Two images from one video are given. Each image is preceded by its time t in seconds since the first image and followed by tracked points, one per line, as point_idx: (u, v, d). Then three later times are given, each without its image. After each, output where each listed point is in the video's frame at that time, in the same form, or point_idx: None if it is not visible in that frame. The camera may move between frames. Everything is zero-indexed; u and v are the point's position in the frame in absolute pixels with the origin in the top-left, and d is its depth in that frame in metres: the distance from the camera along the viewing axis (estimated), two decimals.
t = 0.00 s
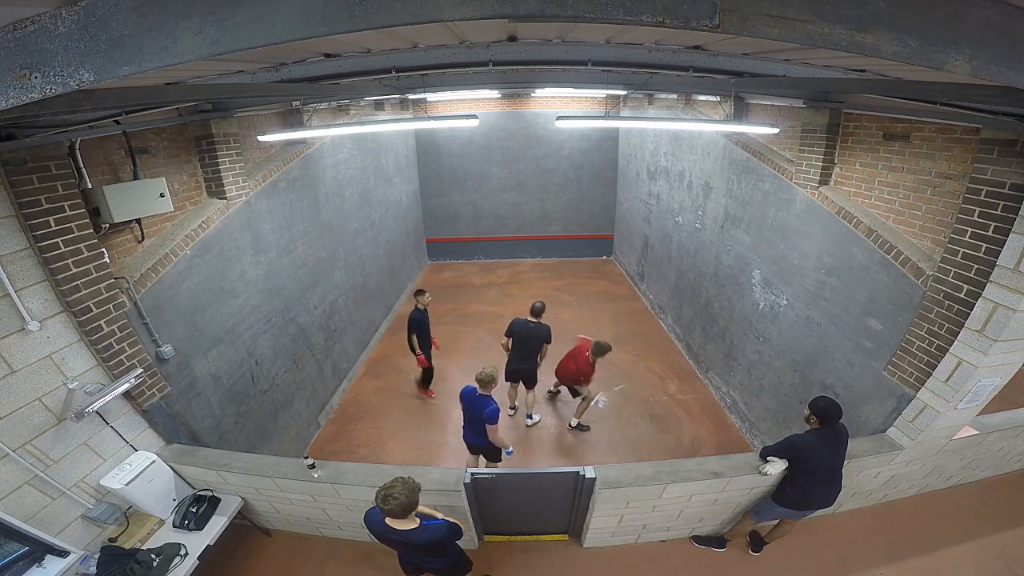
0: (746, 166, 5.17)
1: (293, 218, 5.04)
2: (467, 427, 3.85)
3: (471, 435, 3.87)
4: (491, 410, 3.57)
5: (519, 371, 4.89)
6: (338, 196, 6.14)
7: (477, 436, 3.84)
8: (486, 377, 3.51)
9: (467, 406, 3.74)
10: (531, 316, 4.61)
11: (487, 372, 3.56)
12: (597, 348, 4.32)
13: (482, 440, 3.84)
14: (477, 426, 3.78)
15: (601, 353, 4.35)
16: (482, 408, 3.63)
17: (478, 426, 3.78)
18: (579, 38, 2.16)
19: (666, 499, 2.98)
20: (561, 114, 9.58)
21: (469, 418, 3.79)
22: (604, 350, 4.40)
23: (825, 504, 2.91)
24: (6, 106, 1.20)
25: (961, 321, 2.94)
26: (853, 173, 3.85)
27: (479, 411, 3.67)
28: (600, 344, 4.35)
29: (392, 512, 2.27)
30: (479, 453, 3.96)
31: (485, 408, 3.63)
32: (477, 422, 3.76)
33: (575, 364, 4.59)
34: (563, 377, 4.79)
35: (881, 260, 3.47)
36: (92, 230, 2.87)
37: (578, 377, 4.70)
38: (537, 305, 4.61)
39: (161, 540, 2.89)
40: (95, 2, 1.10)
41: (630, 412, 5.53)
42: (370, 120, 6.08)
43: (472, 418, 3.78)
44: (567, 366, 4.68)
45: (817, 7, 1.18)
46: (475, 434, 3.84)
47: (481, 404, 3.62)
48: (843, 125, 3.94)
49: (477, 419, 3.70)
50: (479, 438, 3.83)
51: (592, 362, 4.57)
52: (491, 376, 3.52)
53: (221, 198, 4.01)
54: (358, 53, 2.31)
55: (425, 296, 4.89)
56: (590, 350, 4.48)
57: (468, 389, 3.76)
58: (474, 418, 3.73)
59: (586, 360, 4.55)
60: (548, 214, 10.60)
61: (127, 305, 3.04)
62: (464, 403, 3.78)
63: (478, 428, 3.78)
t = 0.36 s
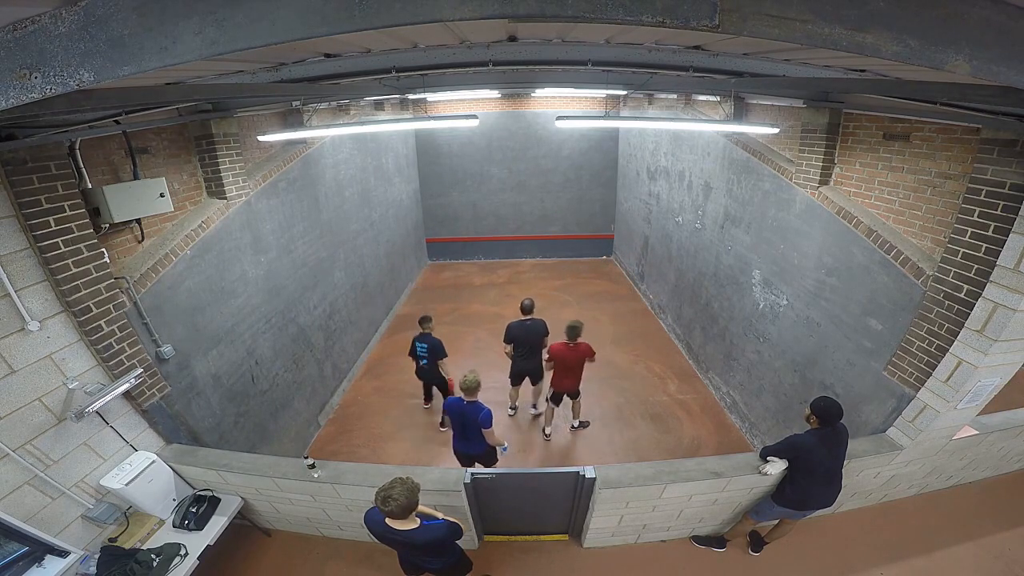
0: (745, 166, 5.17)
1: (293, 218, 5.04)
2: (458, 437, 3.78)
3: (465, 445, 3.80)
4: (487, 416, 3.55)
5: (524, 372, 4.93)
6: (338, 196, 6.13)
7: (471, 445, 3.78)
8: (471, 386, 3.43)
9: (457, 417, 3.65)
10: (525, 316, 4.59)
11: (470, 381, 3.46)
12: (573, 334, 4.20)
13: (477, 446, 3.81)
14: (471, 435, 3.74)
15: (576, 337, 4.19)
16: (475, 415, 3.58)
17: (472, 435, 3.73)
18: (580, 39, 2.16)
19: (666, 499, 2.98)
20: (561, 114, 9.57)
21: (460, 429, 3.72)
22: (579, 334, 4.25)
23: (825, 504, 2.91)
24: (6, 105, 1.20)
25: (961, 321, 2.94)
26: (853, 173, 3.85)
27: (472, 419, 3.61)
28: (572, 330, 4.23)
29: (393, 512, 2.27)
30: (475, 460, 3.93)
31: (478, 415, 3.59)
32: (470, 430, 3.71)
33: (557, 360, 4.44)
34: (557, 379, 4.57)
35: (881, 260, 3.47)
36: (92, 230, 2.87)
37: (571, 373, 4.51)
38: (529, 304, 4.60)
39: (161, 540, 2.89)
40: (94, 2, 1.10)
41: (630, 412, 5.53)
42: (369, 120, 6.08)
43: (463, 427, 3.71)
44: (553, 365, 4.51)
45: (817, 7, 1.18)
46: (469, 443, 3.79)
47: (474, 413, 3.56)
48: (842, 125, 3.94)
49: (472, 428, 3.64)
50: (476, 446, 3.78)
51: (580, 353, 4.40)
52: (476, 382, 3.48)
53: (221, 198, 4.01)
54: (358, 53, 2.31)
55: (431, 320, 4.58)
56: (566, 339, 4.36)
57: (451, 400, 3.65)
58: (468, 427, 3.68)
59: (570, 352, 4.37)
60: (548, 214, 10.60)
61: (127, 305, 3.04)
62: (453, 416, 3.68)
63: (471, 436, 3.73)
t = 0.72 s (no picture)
0: (746, 166, 5.17)
1: (293, 218, 5.04)
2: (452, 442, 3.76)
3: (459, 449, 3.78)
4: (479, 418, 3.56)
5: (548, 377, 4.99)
6: (339, 196, 6.13)
7: (466, 449, 3.75)
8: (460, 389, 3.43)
9: (450, 422, 3.65)
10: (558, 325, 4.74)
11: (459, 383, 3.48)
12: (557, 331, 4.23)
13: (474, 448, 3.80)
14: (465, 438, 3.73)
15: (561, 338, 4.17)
16: (468, 418, 3.58)
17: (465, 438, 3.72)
18: (580, 39, 2.16)
19: (666, 499, 2.98)
20: (562, 114, 9.57)
21: (453, 433, 3.71)
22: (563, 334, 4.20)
23: (825, 504, 2.91)
24: (6, 106, 1.20)
25: (961, 321, 2.94)
26: (853, 173, 3.85)
27: (464, 423, 3.61)
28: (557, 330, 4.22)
29: (393, 512, 2.28)
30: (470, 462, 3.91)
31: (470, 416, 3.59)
32: (462, 434, 3.70)
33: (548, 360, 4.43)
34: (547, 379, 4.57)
35: (881, 260, 3.47)
36: (92, 230, 2.87)
37: (560, 376, 4.45)
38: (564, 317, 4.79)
39: (161, 540, 2.88)
40: (94, 3, 1.10)
41: (630, 412, 5.53)
42: (369, 120, 6.08)
43: (457, 432, 3.71)
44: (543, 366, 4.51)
45: (818, 8, 1.18)
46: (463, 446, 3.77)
47: (466, 415, 3.56)
48: (842, 125, 3.94)
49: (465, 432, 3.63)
50: (471, 450, 3.75)
51: (568, 357, 4.32)
52: (466, 384, 3.51)
53: (221, 198, 4.01)
54: (358, 53, 2.31)
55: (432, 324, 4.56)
56: (553, 339, 4.36)
57: (440, 405, 3.64)
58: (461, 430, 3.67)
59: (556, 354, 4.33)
60: (548, 214, 10.60)
61: (127, 305, 3.04)
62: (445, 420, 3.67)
63: (465, 440, 3.71)
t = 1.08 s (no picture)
0: (746, 166, 5.17)
1: (293, 218, 5.04)
2: (450, 441, 3.75)
3: (457, 448, 3.77)
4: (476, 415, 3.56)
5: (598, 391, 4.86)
6: (339, 196, 6.13)
7: (465, 447, 3.75)
8: (455, 386, 3.44)
9: (447, 420, 3.65)
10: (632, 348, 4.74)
11: (454, 381, 3.49)
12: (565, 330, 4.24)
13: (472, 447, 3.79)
14: (462, 437, 3.72)
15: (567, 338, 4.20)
16: (465, 416, 3.59)
17: (462, 436, 3.71)
18: (580, 39, 2.16)
19: (666, 499, 2.98)
20: (562, 114, 9.57)
21: (450, 432, 3.71)
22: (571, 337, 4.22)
23: (825, 504, 2.91)
24: (6, 106, 1.20)
25: (961, 321, 2.94)
26: (853, 173, 3.85)
27: (461, 420, 3.62)
28: (565, 331, 4.24)
29: (392, 511, 2.27)
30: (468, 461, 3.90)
31: (467, 414, 3.60)
32: (459, 433, 3.69)
33: (551, 361, 4.45)
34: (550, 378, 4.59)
35: (881, 260, 3.47)
36: (92, 230, 2.87)
37: (560, 377, 4.45)
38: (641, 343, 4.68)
39: (161, 540, 2.89)
40: (94, 3, 1.10)
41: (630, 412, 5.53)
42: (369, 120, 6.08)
43: (454, 430, 3.70)
44: (547, 366, 4.53)
45: (818, 8, 1.18)
46: (461, 445, 3.76)
47: (463, 412, 3.57)
48: (842, 125, 3.94)
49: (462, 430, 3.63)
50: (469, 447, 3.75)
51: (569, 360, 4.31)
52: (461, 383, 3.49)
53: (221, 198, 4.01)
54: (358, 53, 2.31)
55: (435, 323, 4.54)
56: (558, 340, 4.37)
57: (438, 405, 3.65)
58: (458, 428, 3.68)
59: (560, 355, 4.33)
60: (548, 214, 10.60)
61: (127, 305, 3.04)
62: (442, 418, 3.68)
63: (462, 438, 3.71)
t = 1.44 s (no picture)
0: (746, 166, 5.17)
1: (293, 218, 5.04)
2: (453, 431, 3.77)
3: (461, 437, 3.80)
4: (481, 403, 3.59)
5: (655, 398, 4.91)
6: (339, 196, 6.13)
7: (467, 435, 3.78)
8: (459, 375, 3.43)
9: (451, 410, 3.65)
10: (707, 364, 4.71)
11: (458, 371, 3.48)
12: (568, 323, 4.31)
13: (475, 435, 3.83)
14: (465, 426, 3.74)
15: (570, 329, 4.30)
16: (469, 406, 3.60)
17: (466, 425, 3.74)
18: (580, 39, 2.16)
19: (666, 499, 2.98)
20: (562, 114, 9.57)
21: (454, 422, 3.72)
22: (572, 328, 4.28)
23: (825, 504, 2.91)
24: (6, 106, 1.20)
25: (961, 321, 2.94)
26: (853, 173, 3.85)
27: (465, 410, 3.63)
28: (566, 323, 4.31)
29: (392, 512, 2.27)
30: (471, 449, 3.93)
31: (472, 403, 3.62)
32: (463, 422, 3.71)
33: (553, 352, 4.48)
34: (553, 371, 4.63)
35: (880, 260, 3.47)
36: (92, 230, 2.87)
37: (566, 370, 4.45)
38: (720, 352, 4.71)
39: (161, 540, 2.88)
40: (94, 3, 1.10)
41: (630, 412, 5.54)
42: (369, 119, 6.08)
43: (457, 420, 3.70)
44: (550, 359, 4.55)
45: (818, 8, 1.18)
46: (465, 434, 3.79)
47: (467, 402, 3.58)
48: (842, 125, 3.94)
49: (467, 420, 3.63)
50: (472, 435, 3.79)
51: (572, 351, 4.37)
52: (465, 371, 3.50)
53: (221, 198, 4.01)
54: (357, 53, 2.31)
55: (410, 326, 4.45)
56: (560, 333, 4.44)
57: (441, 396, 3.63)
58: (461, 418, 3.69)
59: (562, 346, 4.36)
60: (548, 214, 10.61)
61: (127, 305, 3.04)
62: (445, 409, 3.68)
63: (466, 428, 3.73)
